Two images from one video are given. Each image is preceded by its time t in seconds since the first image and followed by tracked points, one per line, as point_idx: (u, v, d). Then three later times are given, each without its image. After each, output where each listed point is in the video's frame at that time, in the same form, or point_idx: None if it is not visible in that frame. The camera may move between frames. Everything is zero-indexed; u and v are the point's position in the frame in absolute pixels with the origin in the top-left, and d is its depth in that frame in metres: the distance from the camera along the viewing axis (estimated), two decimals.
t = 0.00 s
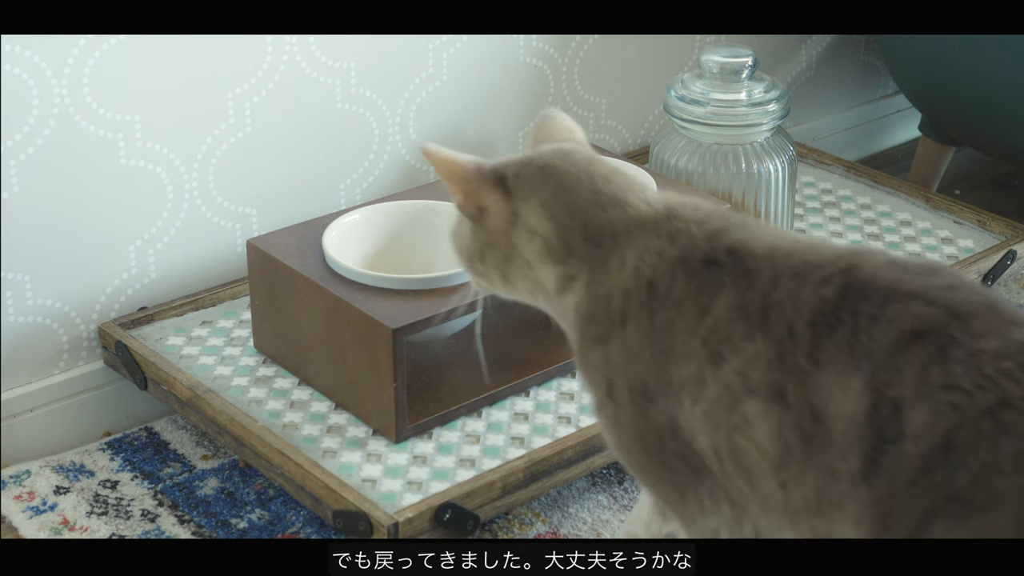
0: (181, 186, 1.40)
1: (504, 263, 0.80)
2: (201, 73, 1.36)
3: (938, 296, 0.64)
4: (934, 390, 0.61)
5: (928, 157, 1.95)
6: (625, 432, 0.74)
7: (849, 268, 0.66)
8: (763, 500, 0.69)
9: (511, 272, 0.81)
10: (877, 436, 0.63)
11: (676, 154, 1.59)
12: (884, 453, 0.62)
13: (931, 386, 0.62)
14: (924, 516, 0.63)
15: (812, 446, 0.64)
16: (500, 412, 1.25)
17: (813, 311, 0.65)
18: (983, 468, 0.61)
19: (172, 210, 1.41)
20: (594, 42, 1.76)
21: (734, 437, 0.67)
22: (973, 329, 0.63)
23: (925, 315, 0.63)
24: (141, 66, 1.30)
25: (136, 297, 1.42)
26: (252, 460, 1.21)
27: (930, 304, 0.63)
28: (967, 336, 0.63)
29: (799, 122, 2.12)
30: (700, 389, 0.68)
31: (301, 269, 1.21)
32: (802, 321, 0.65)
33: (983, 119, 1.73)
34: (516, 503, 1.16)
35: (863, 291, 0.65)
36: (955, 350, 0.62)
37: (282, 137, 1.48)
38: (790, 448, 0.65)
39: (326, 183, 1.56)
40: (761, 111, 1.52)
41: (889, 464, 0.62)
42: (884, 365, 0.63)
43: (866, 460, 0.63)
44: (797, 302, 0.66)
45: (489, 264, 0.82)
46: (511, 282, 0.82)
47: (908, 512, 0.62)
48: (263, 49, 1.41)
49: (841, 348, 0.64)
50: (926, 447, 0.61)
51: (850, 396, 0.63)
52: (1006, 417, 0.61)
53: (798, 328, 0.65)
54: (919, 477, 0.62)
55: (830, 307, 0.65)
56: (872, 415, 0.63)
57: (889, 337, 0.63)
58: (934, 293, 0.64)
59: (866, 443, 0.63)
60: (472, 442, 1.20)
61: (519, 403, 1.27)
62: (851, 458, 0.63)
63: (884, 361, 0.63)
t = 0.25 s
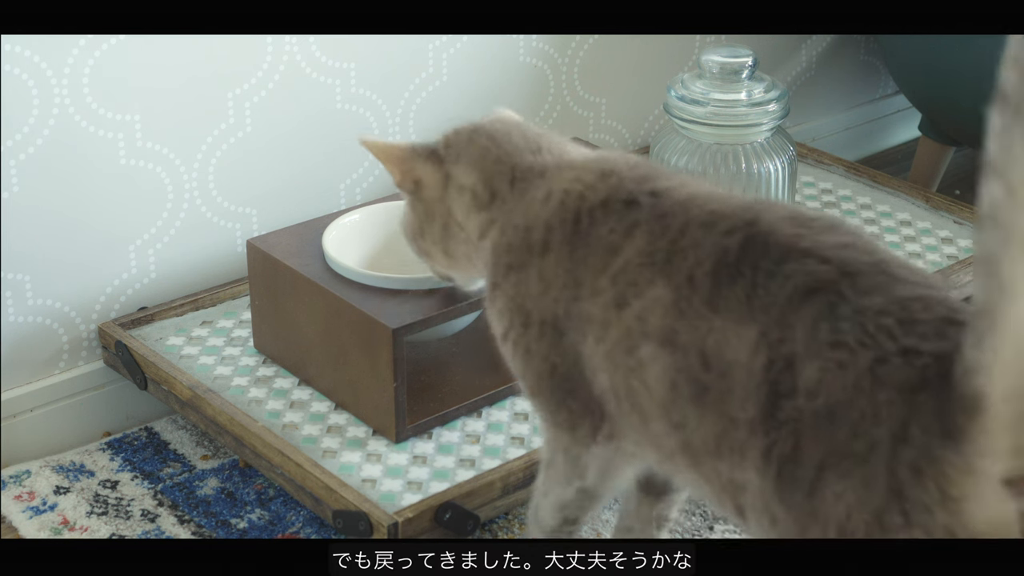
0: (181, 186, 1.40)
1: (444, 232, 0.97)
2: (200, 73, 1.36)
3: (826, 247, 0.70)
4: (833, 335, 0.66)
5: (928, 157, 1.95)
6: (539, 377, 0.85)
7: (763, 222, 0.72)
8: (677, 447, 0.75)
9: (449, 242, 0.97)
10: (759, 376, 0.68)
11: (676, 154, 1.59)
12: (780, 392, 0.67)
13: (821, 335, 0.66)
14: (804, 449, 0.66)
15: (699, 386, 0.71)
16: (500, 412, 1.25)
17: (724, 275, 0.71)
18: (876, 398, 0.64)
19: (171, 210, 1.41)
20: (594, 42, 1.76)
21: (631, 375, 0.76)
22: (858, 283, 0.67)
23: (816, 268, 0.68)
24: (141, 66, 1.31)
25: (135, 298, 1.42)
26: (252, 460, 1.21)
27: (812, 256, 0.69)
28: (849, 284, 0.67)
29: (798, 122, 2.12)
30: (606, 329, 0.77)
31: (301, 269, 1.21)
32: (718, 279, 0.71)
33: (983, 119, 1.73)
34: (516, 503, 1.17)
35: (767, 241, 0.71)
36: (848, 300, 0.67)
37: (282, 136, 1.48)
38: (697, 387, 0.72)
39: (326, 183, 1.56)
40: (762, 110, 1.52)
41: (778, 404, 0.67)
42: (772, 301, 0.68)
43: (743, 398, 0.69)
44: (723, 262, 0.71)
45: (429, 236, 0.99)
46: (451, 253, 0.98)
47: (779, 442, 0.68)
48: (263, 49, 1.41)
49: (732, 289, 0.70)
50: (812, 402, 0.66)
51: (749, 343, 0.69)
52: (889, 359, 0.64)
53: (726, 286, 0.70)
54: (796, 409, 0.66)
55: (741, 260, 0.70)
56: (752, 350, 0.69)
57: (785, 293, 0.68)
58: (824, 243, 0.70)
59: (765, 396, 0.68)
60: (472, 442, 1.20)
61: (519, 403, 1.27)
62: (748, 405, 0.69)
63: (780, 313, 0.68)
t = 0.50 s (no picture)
0: (181, 185, 1.40)
1: (405, 207, 1.09)
2: (201, 73, 1.36)
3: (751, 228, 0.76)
4: (754, 311, 0.72)
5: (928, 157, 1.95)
6: (483, 350, 0.93)
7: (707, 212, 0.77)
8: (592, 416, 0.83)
9: (409, 215, 1.09)
10: (684, 352, 0.74)
11: (676, 154, 1.59)
12: (704, 369, 0.73)
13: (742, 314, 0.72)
14: (731, 422, 0.72)
15: (625, 358, 0.79)
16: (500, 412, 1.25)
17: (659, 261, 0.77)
18: (799, 370, 0.69)
19: (171, 211, 1.41)
20: (595, 42, 1.76)
21: (558, 347, 0.84)
22: (778, 263, 0.73)
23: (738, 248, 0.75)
24: (141, 65, 1.31)
25: (134, 298, 1.42)
26: (252, 460, 1.21)
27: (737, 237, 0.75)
28: (769, 263, 0.73)
29: (798, 122, 2.12)
30: (534, 301, 0.85)
31: (301, 269, 1.21)
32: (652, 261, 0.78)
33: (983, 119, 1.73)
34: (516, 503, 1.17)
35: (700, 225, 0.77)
36: (771, 278, 0.73)
37: (282, 136, 1.48)
38: (623, 359, 0.79)
39: (327, 183, 1.55)
40: (762, 110, 1.52)
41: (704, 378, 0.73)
42: (703, 284, 0.75)
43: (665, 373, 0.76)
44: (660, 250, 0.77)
45: (391, 210, 1.11)
46: (410, 226, 1.10)
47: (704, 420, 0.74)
48: (263, 49, 1.41)
49: (657, 268, 0.77)
50: (737, 375, 0.72)
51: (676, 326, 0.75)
52: (816, 334, 0.70)
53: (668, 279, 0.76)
54: (719, 384, 0.72)
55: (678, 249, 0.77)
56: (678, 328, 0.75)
57: (708, 271, 0.75)
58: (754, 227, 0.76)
59: (692, 371, 0.74)
60: (471, 442, 1.20)
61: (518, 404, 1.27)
62: (674, 377, 0.75)
63: (704, 292, 0.74)
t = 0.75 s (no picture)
0: (181, 185, 1.40)
1: (381, 227, 1.14)
2: (200, 74, 1.36)
3: (713, 200, 0.82)
4: (720, 284, 0.79)
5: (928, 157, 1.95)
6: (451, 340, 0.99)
7: (665, 184, 0.84)
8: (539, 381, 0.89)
9: (385, 235, 1.14)
10: (644, 316, 0.81)
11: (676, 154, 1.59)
12: (664, 333, 0.79)
13: (710, 285, 0.79)
14: (690, 388, 0.78)
15: (577, 316, 0.85)
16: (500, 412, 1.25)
17: (626, 233, 0.83)
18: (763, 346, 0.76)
19: (170, 212, 1.41)
20: (595, 42, 1.76)
21: (504, 314, 0.90)
22: (740, 239, 0.80)
23: (696, 216, 0.81)
24: (141, 66, 1.31)
25: (134, 298, 1.42)
26: (252, 460, 1.21)
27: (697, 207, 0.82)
28: (733, 240, 0.80)
29: (798, 122, 2.12)
30: (484, 276, 0.91)
31: (300, 268, 1.21)
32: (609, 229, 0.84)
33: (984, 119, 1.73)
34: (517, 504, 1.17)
35: (654, 193, 0.83)
36: (737, 256, 0.79)
37: (281, 136, 1.48)
38: (574, 317, 0.85)
39: (326, 183, 1.55)
40: (762, 110, 1.52)
41: (663, 340, 0.79)
42: (668, 255, 0.81)
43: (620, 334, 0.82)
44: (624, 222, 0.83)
45: (367, 231, 1.16)
46: (387, 246, 1.14)
47: (656, 377, 0.80)
48: (263, 49, 1.41)
49: (606, 233, 0.84)
50: (699, 345, 0.78)
51: (637, 290, 0.81)
52: (787, 320, 0.76)
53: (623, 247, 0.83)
54: (677, 346, 0.79)
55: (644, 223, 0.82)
56: (632, 289, 0.82)
57: (665, 240, 0.81)
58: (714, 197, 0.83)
59: (651, 336, 0.80)
60: (472, 442, 1.20)
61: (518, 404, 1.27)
62: (630, 338, 0.81)
63: (663, 261, 0.81)
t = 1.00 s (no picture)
0: (181, 185, 1.40)
1: (364, 216, 1.16)
2: (202, 73, 1.37)
3: (676, 176, 0.85)
4: (681, 259, 0.82)
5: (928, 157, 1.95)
6: (436, 331, 1.01)
7: (631, 156, 0.86)
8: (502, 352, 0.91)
9: (367, 224, 1.16)
10: (604, 285, 0.84)
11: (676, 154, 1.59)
12: (622, 302, 0.83)
13: (672, 261, 0.82)
14: (643, 356, 0.81)
15: (540, 285, 0.88)
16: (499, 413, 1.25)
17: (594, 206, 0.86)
18: (721, 321, 0.79)
19: (170, 213, 1.41)
20: (595, 41, 1.76)
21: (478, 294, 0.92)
22: (704, 218, 0.83)
23: (659, 190, 0.84)
24: (141, 66, 1.31)
25: (134, 297, 1.42)
26: (252, 460, 1.21)
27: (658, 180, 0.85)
28: (697, 219, 0.83)
29: (799, 122, 2.12)
30: (459, 265, 0.94)
31: (300, 268, 1.21)
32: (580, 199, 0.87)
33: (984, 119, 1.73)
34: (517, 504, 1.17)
35: (614, 162, 0.86)
36: (701, 233, 0.82)
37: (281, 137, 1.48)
38: (536, 285, 0.88)
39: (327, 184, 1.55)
40: (761, 110, 1.52)
41: (621, 307, 0.83)
42: (631, 228, 0.84)
43: (579, 302, 0.85)
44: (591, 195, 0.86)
45: (352, 220, 1.18)
46: (369, 234, 1.16)
47: (609, 342, 0.83)
48: (263, 49, 1.41)
49: (567, 202, 0.87)
50: (657, 316, 0.81)
51: (600, 260, 0.85)
52: (750, 303, 0.80)
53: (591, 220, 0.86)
54: (635, 314, 0.82)
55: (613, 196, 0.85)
56: (592, 257, 0.85)
57: (628, 212, 0.84)
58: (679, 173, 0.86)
59: (611, 303, 0.83)
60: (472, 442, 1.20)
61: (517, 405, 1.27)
62: (590, 305, 0.84)
63: (625, 232, 0.84)
